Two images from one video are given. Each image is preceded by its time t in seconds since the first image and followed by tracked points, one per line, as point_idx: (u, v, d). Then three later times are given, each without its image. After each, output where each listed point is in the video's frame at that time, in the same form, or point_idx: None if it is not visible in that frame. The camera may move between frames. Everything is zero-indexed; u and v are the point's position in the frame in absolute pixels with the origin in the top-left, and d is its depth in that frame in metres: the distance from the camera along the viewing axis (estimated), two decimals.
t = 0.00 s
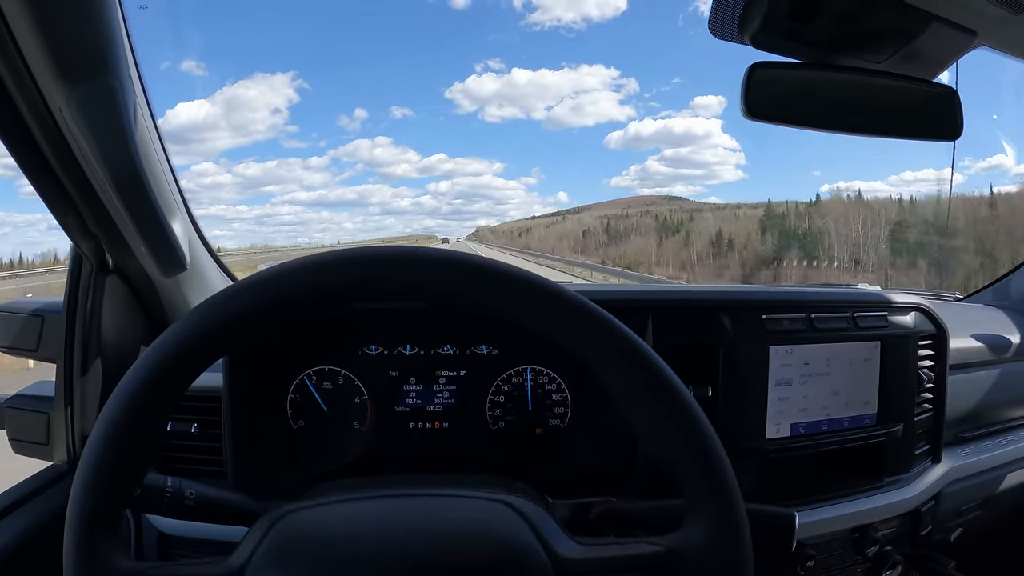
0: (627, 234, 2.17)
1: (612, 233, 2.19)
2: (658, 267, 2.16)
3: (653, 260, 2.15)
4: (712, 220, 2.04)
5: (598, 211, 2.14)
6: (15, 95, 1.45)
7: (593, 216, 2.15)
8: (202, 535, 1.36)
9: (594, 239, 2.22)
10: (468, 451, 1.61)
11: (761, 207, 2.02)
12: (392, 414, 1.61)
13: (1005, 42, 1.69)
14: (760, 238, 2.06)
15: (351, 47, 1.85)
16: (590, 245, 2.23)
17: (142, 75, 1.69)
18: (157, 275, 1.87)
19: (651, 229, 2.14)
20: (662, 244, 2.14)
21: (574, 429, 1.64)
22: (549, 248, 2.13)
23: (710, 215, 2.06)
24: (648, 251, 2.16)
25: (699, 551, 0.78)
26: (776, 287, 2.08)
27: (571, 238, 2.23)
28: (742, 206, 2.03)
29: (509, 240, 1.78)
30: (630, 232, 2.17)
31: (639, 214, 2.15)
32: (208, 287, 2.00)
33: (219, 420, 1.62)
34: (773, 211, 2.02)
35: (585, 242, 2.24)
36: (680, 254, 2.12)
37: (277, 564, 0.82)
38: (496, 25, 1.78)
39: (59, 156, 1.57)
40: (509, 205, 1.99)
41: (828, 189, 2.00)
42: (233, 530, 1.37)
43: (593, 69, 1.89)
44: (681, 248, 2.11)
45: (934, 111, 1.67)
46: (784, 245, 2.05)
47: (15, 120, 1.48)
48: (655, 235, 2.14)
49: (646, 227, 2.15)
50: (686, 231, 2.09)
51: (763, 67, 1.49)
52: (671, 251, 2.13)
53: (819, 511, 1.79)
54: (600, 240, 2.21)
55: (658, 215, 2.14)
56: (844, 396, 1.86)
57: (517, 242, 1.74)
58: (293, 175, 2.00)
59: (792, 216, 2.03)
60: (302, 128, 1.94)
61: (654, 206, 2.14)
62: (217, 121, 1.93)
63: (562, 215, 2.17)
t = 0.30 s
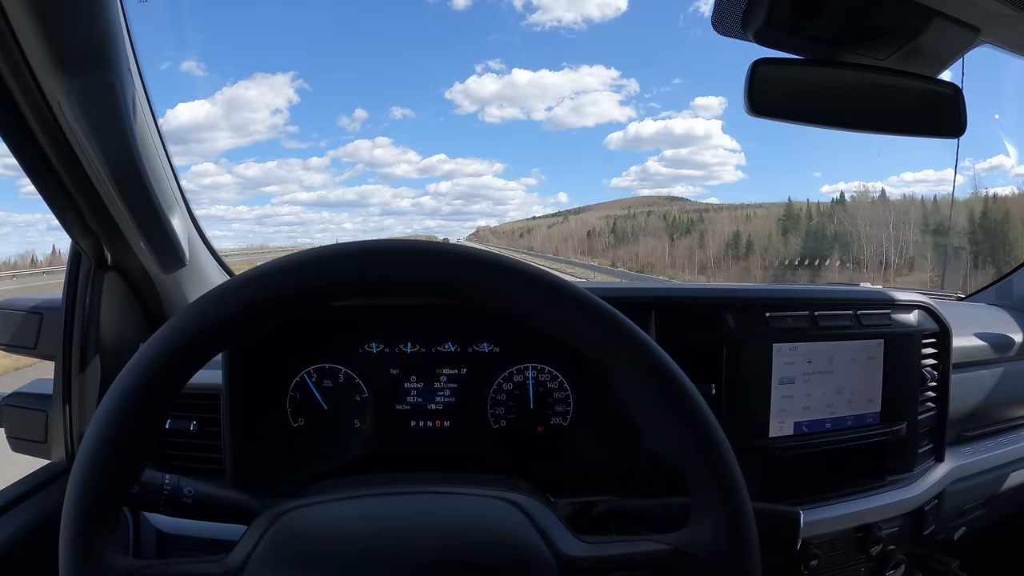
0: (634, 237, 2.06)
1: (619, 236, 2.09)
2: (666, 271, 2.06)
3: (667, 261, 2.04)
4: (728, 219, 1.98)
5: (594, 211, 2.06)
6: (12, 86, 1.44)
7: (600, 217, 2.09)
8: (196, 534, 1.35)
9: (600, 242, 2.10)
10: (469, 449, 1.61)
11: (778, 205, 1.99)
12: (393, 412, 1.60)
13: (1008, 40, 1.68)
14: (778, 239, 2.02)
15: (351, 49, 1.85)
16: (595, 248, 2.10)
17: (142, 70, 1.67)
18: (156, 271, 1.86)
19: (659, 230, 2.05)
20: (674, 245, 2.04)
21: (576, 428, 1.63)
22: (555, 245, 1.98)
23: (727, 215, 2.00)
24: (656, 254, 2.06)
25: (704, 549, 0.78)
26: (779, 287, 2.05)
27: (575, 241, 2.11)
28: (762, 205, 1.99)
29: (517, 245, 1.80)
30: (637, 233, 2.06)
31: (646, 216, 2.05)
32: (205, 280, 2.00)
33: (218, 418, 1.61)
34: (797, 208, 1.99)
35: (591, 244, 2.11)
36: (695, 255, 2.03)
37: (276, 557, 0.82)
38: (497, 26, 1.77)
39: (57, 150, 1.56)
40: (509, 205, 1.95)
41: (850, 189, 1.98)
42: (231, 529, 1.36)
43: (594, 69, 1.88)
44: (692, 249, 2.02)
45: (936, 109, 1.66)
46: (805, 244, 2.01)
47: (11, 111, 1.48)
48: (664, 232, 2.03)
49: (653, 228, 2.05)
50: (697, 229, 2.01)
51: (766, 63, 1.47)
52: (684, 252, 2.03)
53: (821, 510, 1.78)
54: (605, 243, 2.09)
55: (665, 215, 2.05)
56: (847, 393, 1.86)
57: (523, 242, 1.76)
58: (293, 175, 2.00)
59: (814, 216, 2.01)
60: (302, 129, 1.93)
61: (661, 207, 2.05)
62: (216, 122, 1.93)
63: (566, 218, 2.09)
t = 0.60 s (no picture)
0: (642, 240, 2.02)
1: (627, 238, 2.02)
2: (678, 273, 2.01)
3: (682, 261, 2.00)
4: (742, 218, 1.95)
5: (592, 212, 2.04)
6: (22, 81, 1.45)
7: (603, 220, 2.03)
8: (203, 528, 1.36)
9: (606, 245, 2.02)
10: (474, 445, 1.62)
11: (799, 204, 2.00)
12: (398, 407, 1.60)
13: (1008, 38, 1.69)
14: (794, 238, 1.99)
15: (351, 48, 1.86)
16: (604, 250, 2.01)
17: (150, 65, 1.69)
18: (162, 266, 1.87)
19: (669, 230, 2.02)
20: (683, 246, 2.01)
21: (580, 424, 1.64)
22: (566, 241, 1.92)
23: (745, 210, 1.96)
24: (664, 249, 2.01)
25: (713, 541, 0.78)
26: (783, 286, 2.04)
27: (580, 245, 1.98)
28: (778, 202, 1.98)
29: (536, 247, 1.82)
30: (647, 234, 2.02)
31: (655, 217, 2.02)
32: (209, 275, 2.00)
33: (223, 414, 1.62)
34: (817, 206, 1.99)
35: (598, 247, 2.01)
36: (712, 256, 2.00)
37: (287, 549, 0.82)
38: (497, 26, 1.78)
39: (66, 144, 1.57)
40: (509, 205, 1.95)
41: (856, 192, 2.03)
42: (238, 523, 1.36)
43: (594, 69, 1.89)
44: (704, 247, 1.99)
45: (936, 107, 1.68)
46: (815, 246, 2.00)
47: (19, 106, 1.48)
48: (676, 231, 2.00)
49: (662, 230, 2.01)
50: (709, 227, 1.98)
51: (769, 62, 1.50)
52: (699, 252, 1.99)
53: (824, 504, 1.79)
54: (614, 245, 2.01)
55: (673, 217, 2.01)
56: (850, 389, 1.87)
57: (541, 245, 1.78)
58: (293, 175, 2.01)
59: (837, 216, 2.01)
60: (302, 129, 1.93)
61: (668, 209, 2.02)
62: (216, 122, 1.93)
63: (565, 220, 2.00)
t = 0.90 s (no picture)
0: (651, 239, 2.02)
1: (635, 238, 2.02)
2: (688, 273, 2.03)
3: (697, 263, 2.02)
4: (761, 220, 1.97)
5: (597, 211, 2.04)
6: (20, 86, 1.45)
7: (609, 220, 2.02)
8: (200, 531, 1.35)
9: (614, 246, 2.02)
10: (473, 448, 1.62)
11: (817, 204, 1.99)
12: (396, 410, 1.61)
13: (1006, 41, 1.69)
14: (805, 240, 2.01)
15: (353, 48, 1.87)
16: (612, 250, 2.02)
17: (147, 69, 1.69)
18: (161, 270, 1.87)
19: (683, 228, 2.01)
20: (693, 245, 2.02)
21: (578, 426, 1.64)
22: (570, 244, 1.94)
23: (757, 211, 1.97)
24: (674, 249, 2.01)
25: (708, 545, 0.79)
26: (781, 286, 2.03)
27: (589, 246, 2.03)
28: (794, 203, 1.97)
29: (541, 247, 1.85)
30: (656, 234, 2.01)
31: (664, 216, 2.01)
32: (209, 280, 2.01)
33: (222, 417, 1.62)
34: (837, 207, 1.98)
35: (606, 247, 2.03)
36: (729, 257, 2.02)
37: (285, 552, 0.82)
38: (497, 26, 1.78)
39: (64, 150, 1.57)
40: (509, 206, 1.94)
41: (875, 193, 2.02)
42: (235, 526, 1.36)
43: (594, 70, 1.88)
44: (714, 247, 2.00)
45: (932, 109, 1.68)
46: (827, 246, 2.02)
47: (17, 112, 1.48)
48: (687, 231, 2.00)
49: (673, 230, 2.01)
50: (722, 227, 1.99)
51: (765, 65, 1.49)
52: (716, 253, 2.01)
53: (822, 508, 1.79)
54: (622, 245, 2.01)
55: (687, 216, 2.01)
56: (847, 391, 1.87)
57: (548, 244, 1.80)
58: (293, 176, 2.01)
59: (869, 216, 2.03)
60: (302, 129, 1.94)
61: (679, 206, 2.01)
62: (216, 122, 1.93)
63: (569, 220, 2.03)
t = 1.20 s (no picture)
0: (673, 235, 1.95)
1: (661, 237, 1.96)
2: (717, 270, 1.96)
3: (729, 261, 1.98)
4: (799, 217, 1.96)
5: (619, 206, 1.96)
6: (19, 65, 1.42)
7: (633, 219, 1.95)
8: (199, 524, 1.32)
9: (640, 246, 1.96)
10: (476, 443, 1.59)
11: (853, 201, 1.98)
12: (399, 404, 1.59)
13: None
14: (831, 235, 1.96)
15: (353, 38, 1.79)
16: (640, 251, 1.96)
17: (149, 50, 1.66)
18: (161, 256, 1.85)
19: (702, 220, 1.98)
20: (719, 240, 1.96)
21: (584, 422, 1.61)
22: (599, 244, 1.86)
23: (802, 209, 1.80)
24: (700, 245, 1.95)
25: (725, 550, 0.76)
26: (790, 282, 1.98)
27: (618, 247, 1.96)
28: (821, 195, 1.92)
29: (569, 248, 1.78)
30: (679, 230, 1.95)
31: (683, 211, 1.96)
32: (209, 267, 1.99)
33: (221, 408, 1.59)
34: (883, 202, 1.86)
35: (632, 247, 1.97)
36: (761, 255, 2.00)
37: (281, 545, 0.79)
38: (506, 20, 1.75)
39: (61, 129, 1.54)
40: (514, 204, 1.86)
41: (892, 184, 2.02)
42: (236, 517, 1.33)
43: (603, 66, 1.85)
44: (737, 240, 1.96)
45: (947, 102, 1.65)
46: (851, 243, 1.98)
47: (14, 90, 1.45)
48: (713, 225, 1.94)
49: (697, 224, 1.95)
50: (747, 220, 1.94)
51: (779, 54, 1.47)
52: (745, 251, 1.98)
53: (831, 508, 1.76)
54: (650, 246, 1.95)
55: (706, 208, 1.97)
56: (859, 388, 1.84)
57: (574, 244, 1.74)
58: (299, 172, 1.98)
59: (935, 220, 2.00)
60: (308, 125, 1.91)
61: (696, 199, 1.96)
62: (221, 117, 1.94)
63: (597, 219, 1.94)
